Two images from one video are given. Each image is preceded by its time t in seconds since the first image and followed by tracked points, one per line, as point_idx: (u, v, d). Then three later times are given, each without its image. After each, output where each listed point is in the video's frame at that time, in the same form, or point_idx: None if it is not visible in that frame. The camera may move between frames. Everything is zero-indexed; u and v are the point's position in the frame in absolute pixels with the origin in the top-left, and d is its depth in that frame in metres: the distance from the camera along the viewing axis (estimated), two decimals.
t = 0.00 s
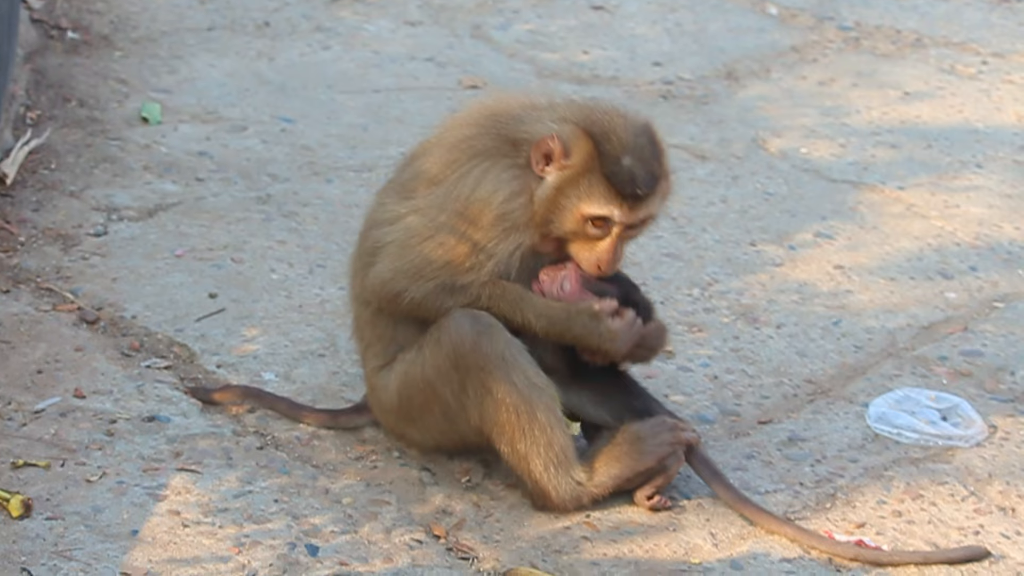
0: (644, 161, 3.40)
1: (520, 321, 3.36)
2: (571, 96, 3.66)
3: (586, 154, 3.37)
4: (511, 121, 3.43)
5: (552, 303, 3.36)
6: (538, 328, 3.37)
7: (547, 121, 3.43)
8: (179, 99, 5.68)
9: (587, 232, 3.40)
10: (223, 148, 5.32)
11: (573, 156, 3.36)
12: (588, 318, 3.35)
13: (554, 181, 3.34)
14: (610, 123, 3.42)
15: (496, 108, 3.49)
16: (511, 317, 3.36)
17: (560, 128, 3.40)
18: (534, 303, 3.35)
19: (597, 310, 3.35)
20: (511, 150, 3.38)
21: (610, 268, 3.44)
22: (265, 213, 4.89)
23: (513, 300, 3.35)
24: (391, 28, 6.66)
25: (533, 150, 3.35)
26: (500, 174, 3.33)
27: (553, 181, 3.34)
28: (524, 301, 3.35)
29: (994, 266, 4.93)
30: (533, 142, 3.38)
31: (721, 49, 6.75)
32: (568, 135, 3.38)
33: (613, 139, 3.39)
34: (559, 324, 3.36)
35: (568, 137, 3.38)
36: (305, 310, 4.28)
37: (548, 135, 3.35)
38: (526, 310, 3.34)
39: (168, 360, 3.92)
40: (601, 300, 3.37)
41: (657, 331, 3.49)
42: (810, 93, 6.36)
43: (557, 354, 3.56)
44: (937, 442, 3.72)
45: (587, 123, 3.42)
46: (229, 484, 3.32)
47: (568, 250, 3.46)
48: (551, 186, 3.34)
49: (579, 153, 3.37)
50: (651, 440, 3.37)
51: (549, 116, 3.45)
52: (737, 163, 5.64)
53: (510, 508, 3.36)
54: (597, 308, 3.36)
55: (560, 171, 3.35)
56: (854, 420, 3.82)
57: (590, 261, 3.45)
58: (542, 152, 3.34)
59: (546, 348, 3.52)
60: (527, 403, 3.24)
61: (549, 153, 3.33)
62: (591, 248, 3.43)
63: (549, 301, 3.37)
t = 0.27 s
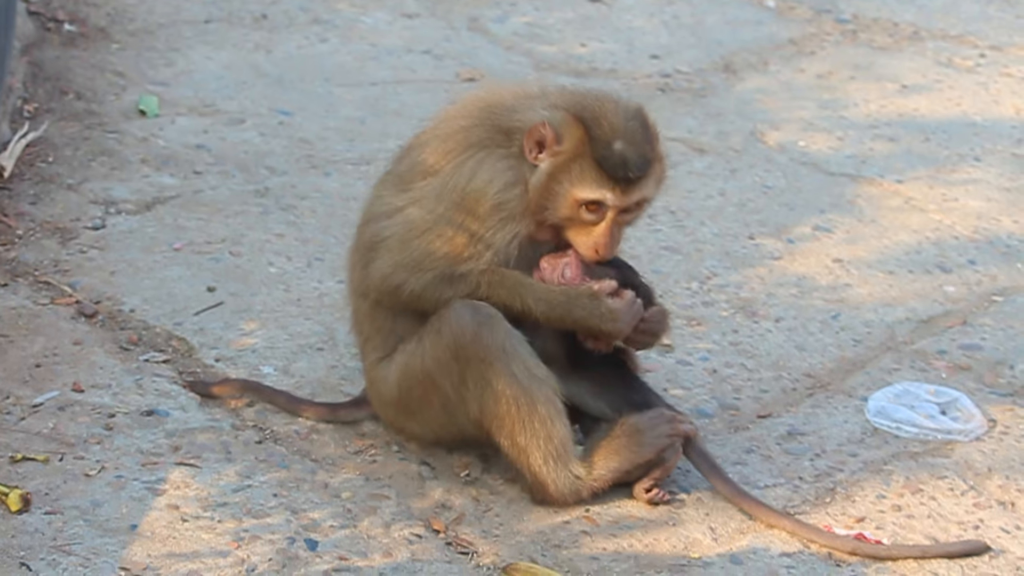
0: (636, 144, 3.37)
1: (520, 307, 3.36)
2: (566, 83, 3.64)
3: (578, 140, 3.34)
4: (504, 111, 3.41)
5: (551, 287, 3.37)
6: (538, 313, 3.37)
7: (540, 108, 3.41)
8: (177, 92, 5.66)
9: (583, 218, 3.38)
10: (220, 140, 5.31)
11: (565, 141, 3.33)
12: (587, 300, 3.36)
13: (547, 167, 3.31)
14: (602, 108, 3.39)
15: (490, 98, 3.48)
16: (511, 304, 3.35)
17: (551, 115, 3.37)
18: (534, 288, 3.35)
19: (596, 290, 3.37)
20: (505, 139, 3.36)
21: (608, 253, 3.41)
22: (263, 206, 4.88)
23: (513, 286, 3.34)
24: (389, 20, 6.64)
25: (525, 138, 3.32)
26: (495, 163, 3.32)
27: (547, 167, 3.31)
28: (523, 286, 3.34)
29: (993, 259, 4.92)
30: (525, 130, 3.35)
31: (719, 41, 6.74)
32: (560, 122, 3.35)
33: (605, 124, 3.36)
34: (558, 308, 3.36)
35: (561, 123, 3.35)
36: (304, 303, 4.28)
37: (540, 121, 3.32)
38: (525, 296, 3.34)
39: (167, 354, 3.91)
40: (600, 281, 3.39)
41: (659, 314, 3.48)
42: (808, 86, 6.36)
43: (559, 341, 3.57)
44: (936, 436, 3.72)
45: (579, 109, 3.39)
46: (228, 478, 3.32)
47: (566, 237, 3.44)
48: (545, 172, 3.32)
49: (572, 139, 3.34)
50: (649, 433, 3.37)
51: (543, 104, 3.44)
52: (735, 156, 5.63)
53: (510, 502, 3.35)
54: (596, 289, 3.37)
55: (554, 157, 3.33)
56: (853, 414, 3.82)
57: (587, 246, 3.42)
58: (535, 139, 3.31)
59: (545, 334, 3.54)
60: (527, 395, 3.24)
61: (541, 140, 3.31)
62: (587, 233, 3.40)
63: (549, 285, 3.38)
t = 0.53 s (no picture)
0: (641, 129, 3.40)
1: (524, 297, 3.35)
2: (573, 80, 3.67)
3: (585, 126, 3.38)
4: (514, 102, 3.44)
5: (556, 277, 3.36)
6: (543, 304, 3.35)
7: (548, 98, 3.44)
8: (180, 88, 5.67)
9: (590, 204, 3.40)
10: (223, 137, 5.32)
11: (573, 127, 3.36)
12: (592, 290, 3.35)
13: (555, 153, 3.34)
14: (609, 96, 3.43)
15: (499, 91, 3.51)
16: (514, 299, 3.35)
17: (558, 102, 3.40)
18: (539, 278, 3.35)
19: (601, 282, 3.36)
20: (514, 128, 3.38)
21: (614, 240, 3.45)
22: (266, 203, 4.89)
23: (517, 275, 3.34)
24: (391, 17, 6.65)
25: (533, 125, 3.35)
26: (505, 152, 3.34)
27: (555, 152, 3.34)
28: (527, 277, 3.34)
29: (994, 257, 4.93)
30: (532, 118, 3.38)
31: (720, 39, 6.75)
32: (567, 110, 3.38)
33: (612, 110, 3.39)
34: (563, 299, 3.34)
35: (568, 110, 3.39)
36: (307, 300, 4.28)
37: (547, 108, 3.35)
38: (529, 285, 3.34)
39: (171, 351, 3.92)
40: (605, 272, 3.38)
41: (663, 313, 3.51)
42: (809, 83, 6.36)
43: (563, 333, 3.58)
44: (939, 434, 3.73)
45: (587, 97, 3.43)
46: (233, 475, 3.33)
47: (573, 225, 3.46)
48: (553, 157, 3.35)
49: (578, 126, 3.37)
50: (649, 429, 3.38)
51: (553, 96, 3.46)
52: (737, 154, 5.64)
53: (514, 499, 3.36)
54: (602, 280, 3.36)
55: (562, 142, 3.36)
56: (856, 411, 3.83)
57: (594, 233, 3.44)
58: (543, 125, 3.34)
59: (549, 325, 3.54)
60: (524, 398, 3.25)
61: (549, 125, 3.34)
62: (594, 219, 3.43)
63: (554, 275, 3.37)
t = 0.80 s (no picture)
0: (659, 126, 3.38)
1: (540, 296, 3.33)
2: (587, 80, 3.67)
3: (602, 122, 3.37)
4: (530, 100, 3.44)
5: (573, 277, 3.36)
6: (558, 302, 3.34)
7: (565, 95, 3.43)
8: (182, 86, 5.66)
9: (606, 202, 3.39)
10: (226, 135, 5.31)
11: (590, 124, 3.36)
12: (608, 290, 3.34)
13: (571, 149, 3.34)
14: (626, 92, 3.41)
15: (514, 88, 3.51)
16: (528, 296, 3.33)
17: (576, 99, 3.40)
18: (554, 277, 3.34)
19: (618, 281, 3.34)
20: (530, 125, 3.38)
21: (628, 238, 3.43)
22: (270, 200, 4.89)
23: (533, 275, 3.32)
24: (393, 14, 6.64)
25: (549, 121, 3.35)
26: (521, 148, 3.34)
27: (571, 148, 3.34)
28: (541, 275, 3.33)
29: (999, 254, 4.92)
30: (549, 114, 3.38)
31: (723, 35, 6.74)
32: (584, 106, 3.38)
33: (629, 107, 3.38)
34: (579, 298, 3.33)
35: (586, 106, 3.37)
36: (312, 299, 4.28)
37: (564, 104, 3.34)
38: (544, 283, 3.32)
39: (176, 349, 3.91)
40: (621, 272, 3.36)
41: (674, 311, 3.51)
42: (812, 80, 6.35)
43: (575, 330, 3.55)
44: (945, 432, 3.72)
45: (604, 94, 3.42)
46: (238, 474, 3.32)
47: (587, 222, 3.46)
48: (569, 153, 3.34)
49: (595, 122, 3.37)
50: (657, 430, 3.36)
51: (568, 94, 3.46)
52: (740, 150, 5.63)
53: (520, 499, 3.35)
54: (617, 279, 3.35)
55: (578, 138, 3.35)
56: (862, 409, 3.82)
57: (609, 231, 3.44)
58: (559, 121, 3.33)
59: (560, 322, 3.51)
60: (533, 394, 3.24)
61: (566, 121, 3.33)
62: (610, 216, 3.42)
63: (569, 275, 3.36)
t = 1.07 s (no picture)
0: (666, 129, 3.37)
1: (550, 292, 3.34)
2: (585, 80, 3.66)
3: (608, 129, 3.36)
4: (532, 100, 3.43)
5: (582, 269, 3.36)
6: (569, 296, 3.35)
7: (568, 98, 3.42)
8: (178, 84, 5.65)
9: (613, 207, 3.38)
10: (223, 133, 5.30)
11: (596, 130, 3.35)
12: (617, 278, 3.36)
13: (577, 155, 3.33)
14: (631, 97, 3.41)
15: (515, 88, 3.51)
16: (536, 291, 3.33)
17: (581, 103, 3.39)
18: (564, 270, 3.34)
19: (627, 271, 3.37)
20: (533, 126, 3.37)
21: (636, 242, 3.42)
22: (267, 199, 4.87)
23: (541, 271, 3.32)
24: (389, 11, 6.63)
25: (554, 127, 3.35)
26: (525, 147, 3.34)
27: (576, 154, 3.33)
28: (550, 270, 3.33)
29: (997, 251, 4.91)
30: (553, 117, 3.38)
31: (719, 32, 6.73)
32: (589, 111, 3.38)
33: (634, 111, 3.37)
34: (589, 290, 3.35)
35: (591, 111, 3.37)
36: (309, 298, 4.26)
37: (569, 110, 3.33)
38: (553, 278, 3.33)
39: (173, 349, 3.90)
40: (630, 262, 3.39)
41: (677, 304, 3.48)
42: (809, 76, 6.34)
43: (578, 328, 3.53)
44: (945, 430, 3.71)
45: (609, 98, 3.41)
46: (237, 474, 3.31)
47: (594, 227, 3.45)
48: (574, 160, 3.33)
49: (601, 127, 3.36)
50: (661, 429, 3.37)
51: (569, 94, 3.46)
52: (738, 148, 5.62)
53: (520, 498, 3.35)
54: (626, 270, 3.38)
55: (583, 144, 3.34)
56: (861, 407, 3.82)
57: (616, 236, 3.42)
58: (563, 127, 3.33)
59: (564, 319, 3.49)
60: (540, 387, 3.23)
61: (570, 127, 3.32)
62: (617, 222, 3.41)
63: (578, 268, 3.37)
